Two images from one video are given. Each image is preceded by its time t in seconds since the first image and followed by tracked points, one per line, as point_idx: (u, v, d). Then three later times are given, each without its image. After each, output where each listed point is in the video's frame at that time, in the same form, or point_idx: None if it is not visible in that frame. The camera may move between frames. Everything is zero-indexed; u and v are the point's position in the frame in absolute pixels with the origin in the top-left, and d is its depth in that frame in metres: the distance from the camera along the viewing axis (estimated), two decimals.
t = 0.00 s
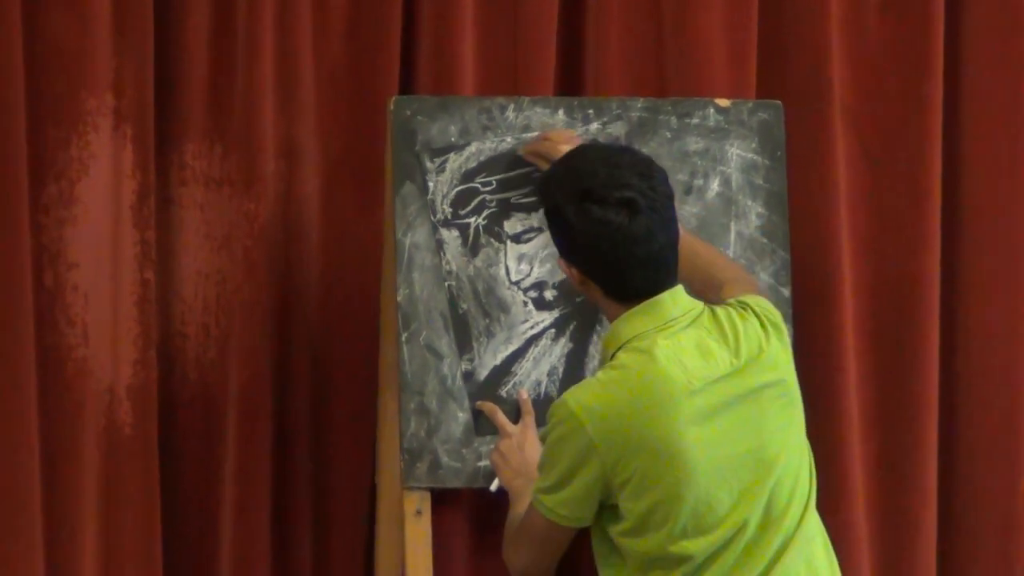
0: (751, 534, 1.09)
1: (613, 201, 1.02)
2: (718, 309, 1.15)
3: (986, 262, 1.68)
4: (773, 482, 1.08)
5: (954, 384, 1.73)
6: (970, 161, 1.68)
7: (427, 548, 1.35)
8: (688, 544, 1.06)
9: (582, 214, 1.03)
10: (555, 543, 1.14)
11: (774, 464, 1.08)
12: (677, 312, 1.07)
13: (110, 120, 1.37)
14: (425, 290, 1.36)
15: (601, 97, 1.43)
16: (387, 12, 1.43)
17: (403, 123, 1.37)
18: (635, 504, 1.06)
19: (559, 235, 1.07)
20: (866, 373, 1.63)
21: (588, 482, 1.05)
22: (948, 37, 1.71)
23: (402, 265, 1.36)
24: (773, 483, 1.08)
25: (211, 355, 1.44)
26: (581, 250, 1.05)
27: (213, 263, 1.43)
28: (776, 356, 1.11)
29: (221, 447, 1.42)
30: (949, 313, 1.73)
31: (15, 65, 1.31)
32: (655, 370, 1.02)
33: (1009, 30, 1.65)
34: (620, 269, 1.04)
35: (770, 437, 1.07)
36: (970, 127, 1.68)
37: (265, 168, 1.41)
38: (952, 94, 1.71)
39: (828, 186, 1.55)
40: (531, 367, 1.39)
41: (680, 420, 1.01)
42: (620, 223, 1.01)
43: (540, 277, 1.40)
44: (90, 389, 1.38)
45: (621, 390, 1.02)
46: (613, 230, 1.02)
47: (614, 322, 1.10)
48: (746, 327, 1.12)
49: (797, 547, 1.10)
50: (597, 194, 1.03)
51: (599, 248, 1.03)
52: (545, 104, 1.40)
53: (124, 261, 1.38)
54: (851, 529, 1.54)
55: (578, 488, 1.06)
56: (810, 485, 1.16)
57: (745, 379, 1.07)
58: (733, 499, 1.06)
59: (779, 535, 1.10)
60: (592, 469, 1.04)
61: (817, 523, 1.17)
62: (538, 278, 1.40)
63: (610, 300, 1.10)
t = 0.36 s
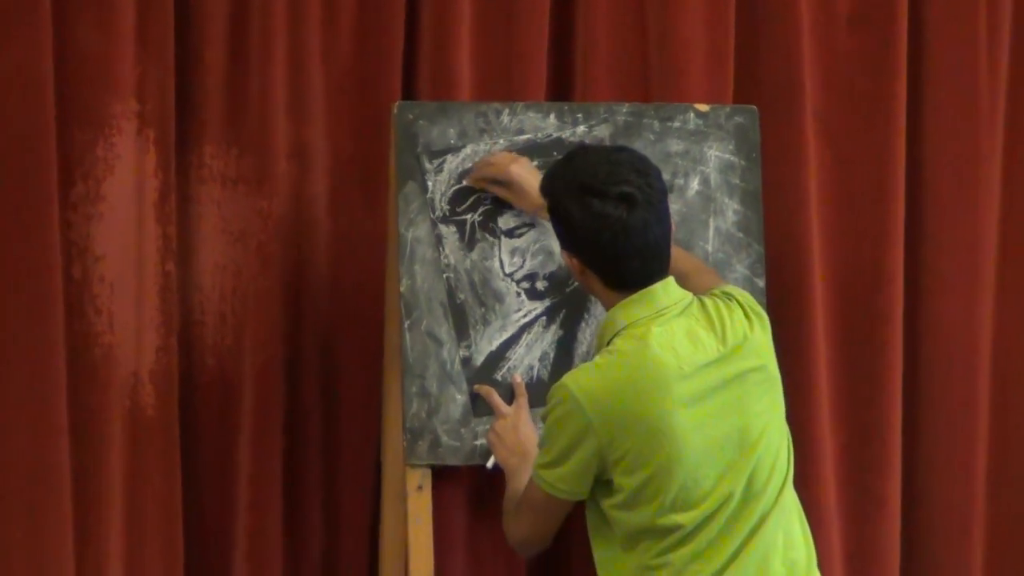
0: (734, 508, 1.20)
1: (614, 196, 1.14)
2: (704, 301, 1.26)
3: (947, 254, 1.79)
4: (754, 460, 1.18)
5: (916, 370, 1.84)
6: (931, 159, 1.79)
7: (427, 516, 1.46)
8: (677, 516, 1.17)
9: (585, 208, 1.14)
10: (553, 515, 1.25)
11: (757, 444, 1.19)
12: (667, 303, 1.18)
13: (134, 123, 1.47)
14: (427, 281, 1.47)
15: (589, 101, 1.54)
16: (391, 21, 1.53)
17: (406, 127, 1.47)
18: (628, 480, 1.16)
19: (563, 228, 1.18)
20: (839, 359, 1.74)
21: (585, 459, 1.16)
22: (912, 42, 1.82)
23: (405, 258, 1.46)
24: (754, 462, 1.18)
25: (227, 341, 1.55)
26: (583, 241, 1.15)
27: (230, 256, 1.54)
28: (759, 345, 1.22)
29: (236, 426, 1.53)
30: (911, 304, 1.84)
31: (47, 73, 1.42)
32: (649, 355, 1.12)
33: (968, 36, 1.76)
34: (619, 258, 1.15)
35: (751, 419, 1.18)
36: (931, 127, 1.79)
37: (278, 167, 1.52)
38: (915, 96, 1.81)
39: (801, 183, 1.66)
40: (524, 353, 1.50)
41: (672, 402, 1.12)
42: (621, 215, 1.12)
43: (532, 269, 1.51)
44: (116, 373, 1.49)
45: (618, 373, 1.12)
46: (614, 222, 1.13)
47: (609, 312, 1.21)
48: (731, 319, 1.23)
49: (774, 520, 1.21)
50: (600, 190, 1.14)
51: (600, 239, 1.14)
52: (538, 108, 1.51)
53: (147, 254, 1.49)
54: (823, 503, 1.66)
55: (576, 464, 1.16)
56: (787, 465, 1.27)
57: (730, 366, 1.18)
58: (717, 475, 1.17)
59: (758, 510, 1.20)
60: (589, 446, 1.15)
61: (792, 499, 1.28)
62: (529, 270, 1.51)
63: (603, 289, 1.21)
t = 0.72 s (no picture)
0: (728, 494, 1.23)
1: (594, 188, 1.17)
2: (691, 295, 1.29)
3: (934, 250, 1.82)
4: (746, 446, 1.22)
5: (903, 365, 1.87)
6: (918, 157, 1.83)
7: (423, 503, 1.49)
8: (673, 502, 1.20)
9: (567, 201, 1.17)
10: (550, 507, 1.26)
11: (748, 431, 1.22)
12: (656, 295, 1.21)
13: (138, 118, 1.51)
14: (423, 274, 1.50)
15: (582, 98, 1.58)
16: (390, 20, 1.57)
17: (403, 122, 1.50)
18: (625, 469, 1.19)
19: (547, 227, 1.20)
20: (827, 352, 1.78)
21: (582, 449, 1.18)
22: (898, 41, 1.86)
23: (401, 251, 1.50)
24: (746, 448, 1.22)
25: (228, 331, 1.58)
26: (568, 237, 1.18)
27: (231, 249, 1.58)
28: (746, 335, 1.25)
29: (237, 415, 1.56)
30: (898, 299, 1.87)
31: (53, 69, 1.46)
32: (643, 345, 1.15)
33: (954, 36, 1.80)
34: (603, 252, 1.17)
35: (743, 407, 1.21)
36: (918, 125, 1.82)
37: (278, 162, 1.56)
38: (902, 94, 1.85)
39: (790, 179, 1.69)
40: (518, 343, 1.54)
41: (667, 391, 1.14)
42: (601, 206, 1.15)
43: (526, 261, 1.55)
44: (119, 362, 1.52)
45: (612, 364, 1.15)
46: (595, 213, 1.15)
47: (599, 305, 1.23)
48: (717, 310, 1.26)
49: (767, 504, 1.25)
50: (580, 183, 1.17)
51: (584, 232, 1.16)
52: (532, 105, 1.54)
53: (151, 246, 1.53)
54: (811, 493, 1.69)
55: (573, 454, 1.19)
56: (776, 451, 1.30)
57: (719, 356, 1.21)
58: (711, 462, 1.20)
59: (752, 496, 1.23)
60: (585, 436, 1.17)
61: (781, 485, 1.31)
62: (523, 262, 1.55)
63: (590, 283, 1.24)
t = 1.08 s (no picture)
0: (726, 487, 1.23)
1: (567, 179, 1.18)
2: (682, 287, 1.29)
3: (931, 245, 1.82)
4: (744, 439, 1.22)
5: (900, 360, 1.87)
6: (915, 151, 1.82)
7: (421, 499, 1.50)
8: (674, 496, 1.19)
9: (542, 194, 1.18)
10: (550, 503, 1.26)
11: (746, 424, 1.22)
12: (649, 289, 1.21)
13: (135, 112, 1.51)
14: (420, 268, 1.50)
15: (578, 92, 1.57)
16: (387, 13, 1.57)
17: (402, 116, 1.50)
18: (626, 464, 1.18)
19: (529, 226, 1.20)
20: (824, 346, 1.78)
21: (583, 446, 1.17)
22: (896, 36, 1.86)
23: (397, 245, 1.50)
24: (744, 441, 1.22)
25: (226, 324, 1.58)
26: (549, 230, 1.17)
27: (228, 243, 1.58)
28: (741, 328, 1.25)
29: (235, 409, 1.56)
30: (895, 294, 1.87)
31: (50, 62, 1.46)
32: (644, 340, 1.14)
33: (953, 31, 1.79)
34: (587, 242, 1.16)
35: (740, 400, 1.21)
36: (917, 119, 1.82)
37: (276, 155, 1.56)
38: (901, 89, 1.85)
39: (786, 173, 1.69)
40: (515, 337, 1.54)
41: (667, 386, 1.14)
42: (575, 193, 1.17)
43: (522, 254, 1.55)
44: (116, 356, 1.52)
45: (613, 359, 1.14)
46: (570, 200, 1.17)
47: (591, 306, 1.23)
48: (710, 302, 1.26)
49: (763, 496, 1.25)
50: (554, 176, 1.19)
51: (563, 222, 1.16)
52: (529, 98, 1.53)
53: (148, 240, 1.53)
54: (809, 488, 1.69)
55: (573, 451, 1.18)
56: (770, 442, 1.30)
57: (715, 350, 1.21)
58: (711, 456, 1.20)
59: (749, 487, 1.24)
60: (586, 434, 1.16)
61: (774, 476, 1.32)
62: (520, 255, 1.55)
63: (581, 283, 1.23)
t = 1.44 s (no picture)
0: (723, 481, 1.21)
1: (554, 175, 1.18)
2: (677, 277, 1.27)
3: (932, 240, 1.82)
4: (739, 433, 1.20)
5: (902, 356, 1.87)
6: (916, 147, 1.83)
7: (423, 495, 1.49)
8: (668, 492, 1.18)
9: (528, 191, 1.19)
10: (540, 499, 1.28)
11: (742, 417, 1.21)
12: (641, 282, 1.20)
13: (137, 105, 1.51)
14: (422, 262, 1.50)
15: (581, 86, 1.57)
16: (390, 6, 1.57)
17: (404, 109, 1.51)
18: (618, 460, 1.18)
19: (516, 223, 1.21)
20: (825, 341, 1.78)
21: (575, 441, 1.17)
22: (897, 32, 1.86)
23: (400, 238, 1.50)
24: (739, 435, 1.20)
25: (227, 318, 1.58)
26: (535, 228, 1.18)
27: (230, 236, 1.58)
28: (737, 318, 1.23)
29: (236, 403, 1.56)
30: (897, 290, 1.87)
31: (52, 53, 1.46)
32: (632, 336, 1.13)
33: (953, 26, 1.80)
34: (574, 237, 1.16)
35: (734, 392, 1.20)
36: (918, 115, 1.82)
37: (278, 149, 1.56)
38: (902, 84, 1.85)
39: (788, 168, 1.69)
40: (518, 330, 1.53)
41: (658, 380, 1.13)
42: (561, 190, 1.17)
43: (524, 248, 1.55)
44: (118, 348, 1.52)
45: (602, 355, 1.14)
46: (555, 197, 1.17)
47: (584, 299, 1.23)
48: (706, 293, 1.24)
49: (760, 489, 1.24)
50: (540, 172, 1.19)
51: (548, 219, 1.16)
52: (531, 92, 1.54)
53: (150, 232, 1.53)
54: (810, 482, 1.68)
55: (566, 446, 1.18)
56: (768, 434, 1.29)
57: (708, 342, 1.19)
58: (706, 450, 1.19)
59: (746, 481, 1.22)
60: (576, 431, 1.17)
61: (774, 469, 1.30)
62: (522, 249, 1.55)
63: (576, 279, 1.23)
